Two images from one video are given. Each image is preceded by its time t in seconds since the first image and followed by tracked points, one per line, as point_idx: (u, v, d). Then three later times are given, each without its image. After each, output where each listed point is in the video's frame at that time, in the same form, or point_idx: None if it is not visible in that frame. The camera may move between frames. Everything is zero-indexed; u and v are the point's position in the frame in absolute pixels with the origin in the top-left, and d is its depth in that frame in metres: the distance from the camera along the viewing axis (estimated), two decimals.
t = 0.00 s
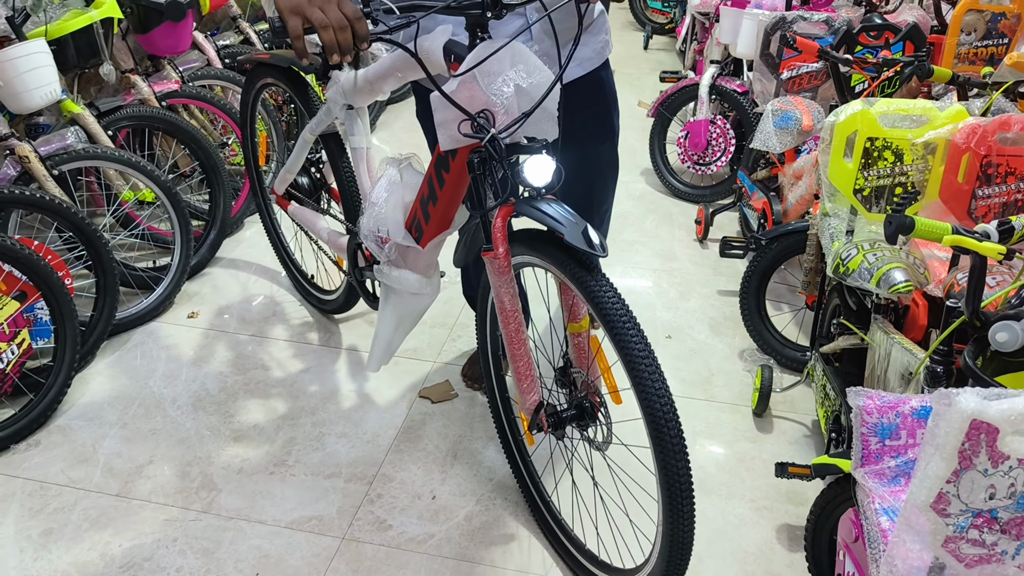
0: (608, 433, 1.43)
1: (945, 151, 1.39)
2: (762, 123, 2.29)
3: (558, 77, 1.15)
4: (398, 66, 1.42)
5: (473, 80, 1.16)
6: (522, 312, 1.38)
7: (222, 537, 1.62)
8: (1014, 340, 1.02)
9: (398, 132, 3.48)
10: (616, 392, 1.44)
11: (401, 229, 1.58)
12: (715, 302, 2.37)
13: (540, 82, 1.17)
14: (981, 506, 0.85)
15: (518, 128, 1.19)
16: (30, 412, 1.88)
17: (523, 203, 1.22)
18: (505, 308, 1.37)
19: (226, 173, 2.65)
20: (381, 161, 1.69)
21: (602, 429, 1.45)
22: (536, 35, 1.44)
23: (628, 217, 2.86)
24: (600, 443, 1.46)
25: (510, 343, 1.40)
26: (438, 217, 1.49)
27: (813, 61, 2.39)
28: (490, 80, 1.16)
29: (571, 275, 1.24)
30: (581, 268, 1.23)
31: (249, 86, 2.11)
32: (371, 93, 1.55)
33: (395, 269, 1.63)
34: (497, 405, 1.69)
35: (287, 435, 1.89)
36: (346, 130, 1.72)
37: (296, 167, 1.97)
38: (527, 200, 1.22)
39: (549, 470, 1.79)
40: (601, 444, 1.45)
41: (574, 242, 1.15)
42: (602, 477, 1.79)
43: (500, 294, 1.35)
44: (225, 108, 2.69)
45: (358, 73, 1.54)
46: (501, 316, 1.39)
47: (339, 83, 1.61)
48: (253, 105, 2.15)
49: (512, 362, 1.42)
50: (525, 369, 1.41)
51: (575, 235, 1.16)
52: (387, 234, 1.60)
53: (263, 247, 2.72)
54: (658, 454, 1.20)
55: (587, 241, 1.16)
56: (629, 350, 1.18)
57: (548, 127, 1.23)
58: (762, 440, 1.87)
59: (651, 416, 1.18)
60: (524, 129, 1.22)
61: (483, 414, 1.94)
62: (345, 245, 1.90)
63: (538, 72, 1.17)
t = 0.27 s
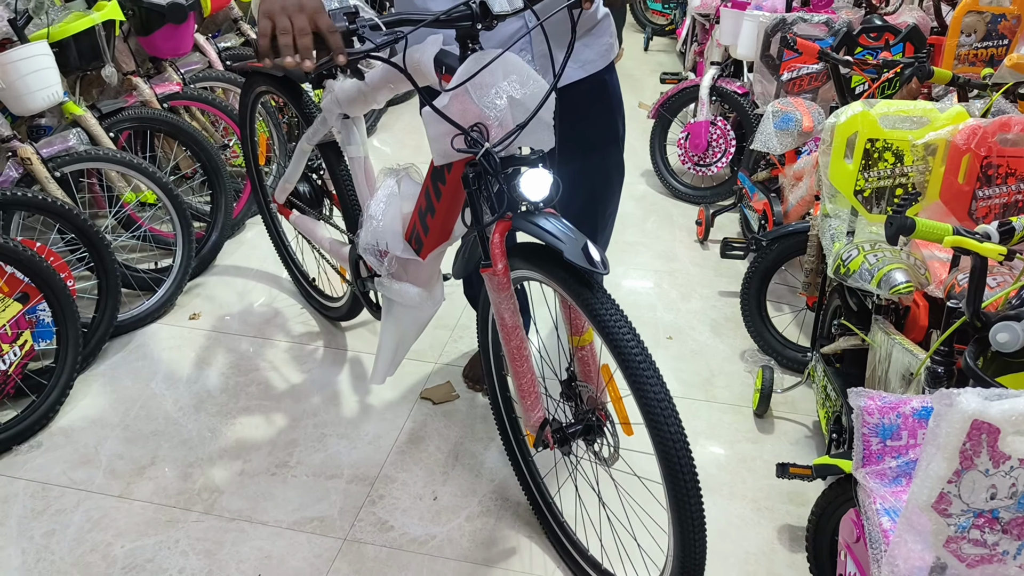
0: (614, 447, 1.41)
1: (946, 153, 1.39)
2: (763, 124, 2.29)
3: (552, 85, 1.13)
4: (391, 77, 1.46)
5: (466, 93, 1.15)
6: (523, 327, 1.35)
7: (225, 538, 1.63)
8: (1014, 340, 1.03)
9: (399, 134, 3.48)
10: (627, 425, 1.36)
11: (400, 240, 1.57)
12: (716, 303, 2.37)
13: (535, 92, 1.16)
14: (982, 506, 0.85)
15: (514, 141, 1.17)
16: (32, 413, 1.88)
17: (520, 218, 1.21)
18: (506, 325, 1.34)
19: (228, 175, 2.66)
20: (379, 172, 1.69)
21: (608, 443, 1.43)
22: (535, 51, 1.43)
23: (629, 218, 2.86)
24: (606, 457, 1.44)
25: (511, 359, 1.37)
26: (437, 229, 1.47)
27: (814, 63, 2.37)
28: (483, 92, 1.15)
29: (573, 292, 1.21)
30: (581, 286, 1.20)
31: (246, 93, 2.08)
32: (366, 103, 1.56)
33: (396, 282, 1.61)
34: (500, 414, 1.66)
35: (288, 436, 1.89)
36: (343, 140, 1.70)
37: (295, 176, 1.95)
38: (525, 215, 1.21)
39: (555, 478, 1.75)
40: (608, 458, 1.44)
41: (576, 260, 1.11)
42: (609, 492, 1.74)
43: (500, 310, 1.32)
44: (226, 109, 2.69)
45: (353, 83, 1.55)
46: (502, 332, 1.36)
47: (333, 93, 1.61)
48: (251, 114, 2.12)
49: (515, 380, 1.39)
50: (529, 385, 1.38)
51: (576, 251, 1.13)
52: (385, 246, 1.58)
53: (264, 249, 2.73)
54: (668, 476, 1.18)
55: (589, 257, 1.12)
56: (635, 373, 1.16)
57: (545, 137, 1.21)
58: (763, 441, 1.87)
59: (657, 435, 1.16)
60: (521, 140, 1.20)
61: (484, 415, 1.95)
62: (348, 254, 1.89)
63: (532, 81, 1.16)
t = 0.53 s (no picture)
0: (628, 487, 1.38)
1: (946, 179, 1.40)
2: (763, 149, 2.31)
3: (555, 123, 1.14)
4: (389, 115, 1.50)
5: (469, 131, 1.15)
6: (530, 366, 1.32)
7: (225, 565, 1.61)
8: (1017, 366, 1.03)
9: (402, 158, 3.51)
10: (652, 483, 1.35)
11: (406, 276, 1.55)
12: (718, 327, 2.37)
13: (538, 128, 1.17)
14: (987, 534, 0.85)
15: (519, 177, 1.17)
16: (34, 438, 1.88)
17: (526, 256, 1.18)
18: (514, 365, 1.31)
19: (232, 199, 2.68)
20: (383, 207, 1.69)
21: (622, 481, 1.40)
22: (535, 81, 1.47)
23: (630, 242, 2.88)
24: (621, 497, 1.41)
25: (521, 400, 1.34)
26: (442, 264, 1.45)
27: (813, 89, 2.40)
28: (485, 130, 1.15)
29: (583, 332, 1.19)
30: (591, 325, 1.18)
31: (251, 126, 2.07)
32: (368, 137, 1.58)
33: (402, 318, 1.60)
34: (507, 449, 1.62)
35: (290, 461, 1.88)
36: (346, 173, 1.71)
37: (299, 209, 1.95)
38: (530, 253, 1.19)
39: (566, 511, 1.66)
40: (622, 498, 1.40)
41: (586, 300, 1.11)
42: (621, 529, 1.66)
43: (509, 351, 1.29)
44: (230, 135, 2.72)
45: (354, 116, 1.57)
46: (511, 373, 1.33)
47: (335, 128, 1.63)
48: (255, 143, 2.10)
49: (524, 421, 1.38)
50: (539, 426, 1.37)
51: (586, 291, 1.12)
52: (391, 282, 1.57)
53: (267, 272, 2.74)
54: (688, 521, 1.15)
55: (600, 298, 1.12)
56: (650, 414, 1.13)
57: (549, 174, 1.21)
58: (766, 466, 1.86)
59: (675, 477, 1.13)
60: (526, 176, 1.19)
61: (487, 440, 1.94)
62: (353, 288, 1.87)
63: (535, 117, 1.17)
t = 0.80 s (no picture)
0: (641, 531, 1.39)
1: (949, 218, 1.43)
2: (767, 182, 2.33)
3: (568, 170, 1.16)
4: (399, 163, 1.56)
5: (481, 180, 1.17)
6: (543, 414, 1.32)
7: None
8: (1021, 410, 1.05)
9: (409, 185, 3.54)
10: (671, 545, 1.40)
11: (416, 316, 1.56)
12: (723, 358, 2.38)
13: (550, 175, 1.19)
14: None
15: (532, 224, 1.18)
16: (40, 466, 1.89)
17: (540, 304, 1.19)
18: (526, 413, 1.30)
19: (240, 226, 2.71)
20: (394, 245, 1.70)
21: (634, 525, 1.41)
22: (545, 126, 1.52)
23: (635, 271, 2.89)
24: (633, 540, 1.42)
25: (533, 448, 1.34)
26: (454, 305, 1.48)
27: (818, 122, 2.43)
28: (498, 177, 1.17)
29: (597, 381, 1.20)
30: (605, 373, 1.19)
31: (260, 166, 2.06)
32: (379, 176, 1.61)
33: (413, 358, 1.61)
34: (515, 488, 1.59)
35: (294, 491, 1.89)
36: (357, 211, 1.73)
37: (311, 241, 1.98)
38: (544, 300, 1.20)
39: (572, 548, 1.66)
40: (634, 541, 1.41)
41: (600, 349, 1.12)
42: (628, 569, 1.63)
43: (521, 397, 1.29)
44: (240, 163, 2.77)
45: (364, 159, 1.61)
46: (523, 420, 1.33)
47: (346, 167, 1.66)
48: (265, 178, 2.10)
49: (538, 469, 1.36)
50: (552, 473, 1.36)
51: (602, 341, 1.13)
52: (402, 322, 1.59)
53: (273, 299, 2.76)
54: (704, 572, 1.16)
55: (614, 348, 1.13)
56: (665, 465, 1.13)
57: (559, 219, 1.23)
58: (770, 500, 1.85)
59: (692, 529, 1.13)
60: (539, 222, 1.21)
61: (491, 471, 1.94)
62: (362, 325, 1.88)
63: (548, 163, 1.20)
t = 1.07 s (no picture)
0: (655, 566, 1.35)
1: (956, 242, 1.42)
2: (771, 204, 2.34)
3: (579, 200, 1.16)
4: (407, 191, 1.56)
5: (494, 208, 1.19)
6: (555, 444, 1.30)
7: None
8: None
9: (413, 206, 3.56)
10: None
11: (425, 344, 1.56)
12: (728, 380, 2.36)
13: (561, 204, 1.20)
14: None
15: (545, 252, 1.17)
16: (41, 489, 1.87)
17: (553, 332, 1.18)
18: (538, 443, 1.28)
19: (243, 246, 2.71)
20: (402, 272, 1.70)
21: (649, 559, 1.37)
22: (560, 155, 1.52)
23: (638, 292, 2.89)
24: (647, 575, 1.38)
25: (545, 478, 1.32)
26: (463, 332, 1.47)
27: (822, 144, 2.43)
28: (510, 205, 1.19)
29: (610, 412, 1.19)
30: (618, 403, 1.18)
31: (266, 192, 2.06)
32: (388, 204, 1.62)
33: (421, 386, 1.59)
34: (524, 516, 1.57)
35: (297, 515, 1.87)
36: (366, 237, 1.75)
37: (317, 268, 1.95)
38: (557, 329, 1.19)
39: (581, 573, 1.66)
40: None
41: (616, 381, 1.11)
42: None
43: (532, 428, 1.27)
44: (245, 185, 2.76)
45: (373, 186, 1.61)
46: (534, 451, 1.30)
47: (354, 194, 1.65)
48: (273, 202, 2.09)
49: (549, 500, 1.35)
50: (564, 504, 1.34)
51: (618, 372, 1.12)
52: (410, 349, 1.57)
53: (277, 320, 2.75)
54: None
55: (630, 378, 1.12)
56: (683, 500, 1.11)
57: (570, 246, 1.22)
58: (777, 525, 1.83)
59: (711, 562, 1.10)
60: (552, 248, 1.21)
61: (496, 495, 1.92)
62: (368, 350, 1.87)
63: (560, 191, 1.21)
